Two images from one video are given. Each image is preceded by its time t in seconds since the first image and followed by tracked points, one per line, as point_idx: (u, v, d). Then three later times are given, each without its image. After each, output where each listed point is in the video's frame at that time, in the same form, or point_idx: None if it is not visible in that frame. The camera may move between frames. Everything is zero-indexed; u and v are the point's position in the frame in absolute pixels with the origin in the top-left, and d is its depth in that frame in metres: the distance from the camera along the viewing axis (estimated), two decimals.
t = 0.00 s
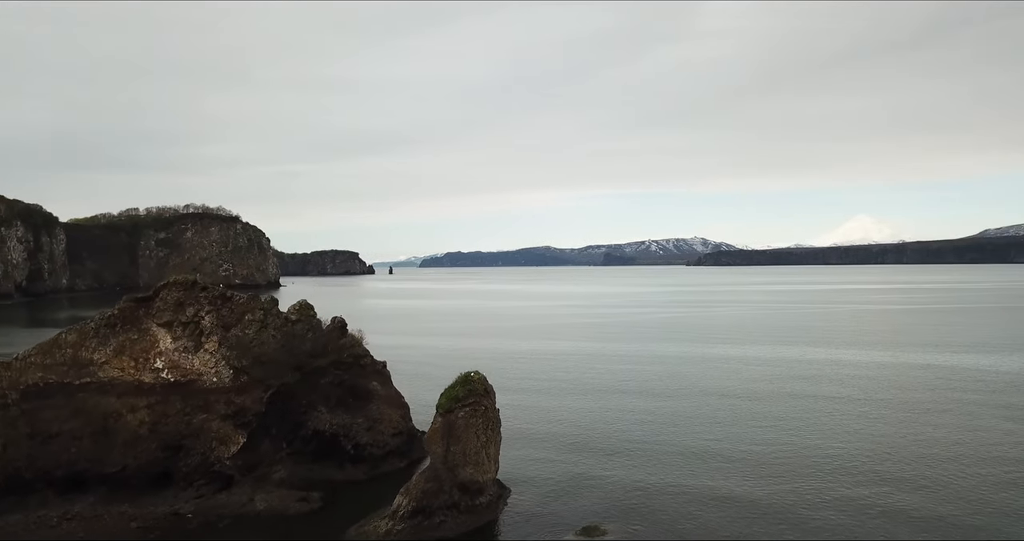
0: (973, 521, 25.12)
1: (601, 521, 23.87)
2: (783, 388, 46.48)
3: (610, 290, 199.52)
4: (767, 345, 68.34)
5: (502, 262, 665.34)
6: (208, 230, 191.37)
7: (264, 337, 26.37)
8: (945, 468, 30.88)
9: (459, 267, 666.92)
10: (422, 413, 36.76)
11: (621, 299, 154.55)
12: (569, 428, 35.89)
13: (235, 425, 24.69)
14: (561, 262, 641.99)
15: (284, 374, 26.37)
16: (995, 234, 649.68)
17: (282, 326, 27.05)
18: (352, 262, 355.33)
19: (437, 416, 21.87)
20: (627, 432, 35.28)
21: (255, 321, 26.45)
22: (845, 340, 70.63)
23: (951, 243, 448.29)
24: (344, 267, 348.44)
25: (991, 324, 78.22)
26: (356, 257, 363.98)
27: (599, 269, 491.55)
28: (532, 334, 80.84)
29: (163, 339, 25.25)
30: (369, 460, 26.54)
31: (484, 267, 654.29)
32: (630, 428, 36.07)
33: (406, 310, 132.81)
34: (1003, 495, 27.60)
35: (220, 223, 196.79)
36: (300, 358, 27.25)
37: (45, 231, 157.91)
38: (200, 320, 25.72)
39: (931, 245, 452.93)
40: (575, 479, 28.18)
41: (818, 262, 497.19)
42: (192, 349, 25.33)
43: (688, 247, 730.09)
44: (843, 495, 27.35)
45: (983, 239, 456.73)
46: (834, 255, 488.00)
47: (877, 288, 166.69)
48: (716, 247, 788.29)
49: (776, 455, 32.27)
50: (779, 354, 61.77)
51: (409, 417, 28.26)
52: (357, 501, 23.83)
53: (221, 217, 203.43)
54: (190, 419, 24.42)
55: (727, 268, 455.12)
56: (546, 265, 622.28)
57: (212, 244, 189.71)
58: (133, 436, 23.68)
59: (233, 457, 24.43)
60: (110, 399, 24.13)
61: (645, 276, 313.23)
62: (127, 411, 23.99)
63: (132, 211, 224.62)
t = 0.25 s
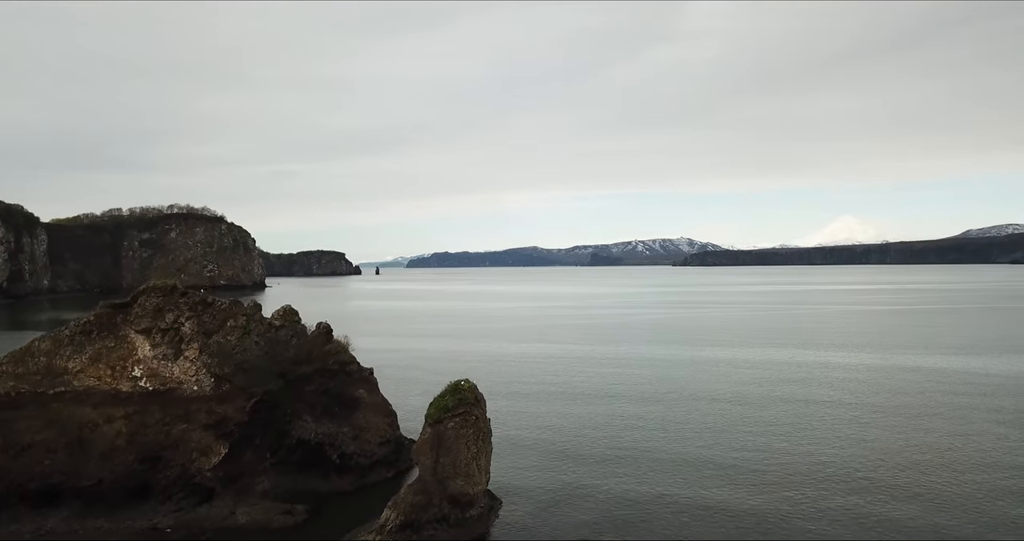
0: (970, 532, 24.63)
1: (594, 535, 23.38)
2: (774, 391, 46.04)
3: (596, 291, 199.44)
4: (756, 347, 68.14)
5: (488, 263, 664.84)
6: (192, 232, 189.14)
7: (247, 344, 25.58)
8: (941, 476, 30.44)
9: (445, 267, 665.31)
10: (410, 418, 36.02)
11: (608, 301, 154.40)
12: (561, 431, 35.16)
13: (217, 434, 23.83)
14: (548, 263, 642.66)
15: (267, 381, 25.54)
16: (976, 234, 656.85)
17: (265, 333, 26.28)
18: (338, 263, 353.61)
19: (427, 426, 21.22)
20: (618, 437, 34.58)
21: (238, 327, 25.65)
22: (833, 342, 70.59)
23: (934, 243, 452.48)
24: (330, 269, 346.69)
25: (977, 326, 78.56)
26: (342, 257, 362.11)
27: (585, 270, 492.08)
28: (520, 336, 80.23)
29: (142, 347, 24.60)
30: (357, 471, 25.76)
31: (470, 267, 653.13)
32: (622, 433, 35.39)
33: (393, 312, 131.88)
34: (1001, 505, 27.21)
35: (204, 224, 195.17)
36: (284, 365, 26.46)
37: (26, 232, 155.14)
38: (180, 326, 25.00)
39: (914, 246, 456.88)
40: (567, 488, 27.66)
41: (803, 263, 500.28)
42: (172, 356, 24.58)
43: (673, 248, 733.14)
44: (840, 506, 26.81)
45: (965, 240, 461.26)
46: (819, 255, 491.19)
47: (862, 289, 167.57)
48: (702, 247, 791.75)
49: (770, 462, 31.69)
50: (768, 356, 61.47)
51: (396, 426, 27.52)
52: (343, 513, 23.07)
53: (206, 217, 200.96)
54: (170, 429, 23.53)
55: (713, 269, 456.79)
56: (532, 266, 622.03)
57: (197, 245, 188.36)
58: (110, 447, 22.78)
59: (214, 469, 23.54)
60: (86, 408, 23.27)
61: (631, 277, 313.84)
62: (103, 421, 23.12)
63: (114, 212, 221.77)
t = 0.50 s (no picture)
0: None
1: None
2: (767, 396, 45.49)
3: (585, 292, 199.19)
4: (747, 349, 67.76)
5: (476, 263, 664.12)
6: (176, 233, 187.19)
7: (229, 351, 24.74)
8: (940, 484, 29.87)
9: (433, 267, 663.38)
10: (398, 424, 35.17)
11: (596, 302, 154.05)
12: (552, 439, 34.35)
13: (197, 445, 23.00)
14: (535, 263, 642.75)
15: (249, 390, 24.71)
16: (959, 234, 663.41)
17: (248, 339, 25.43)
18: (324, 264, 351.49)
19: (416, 438, 20.39)
20: (611, 445, 33.82)
21: (219, 334, 24.80)
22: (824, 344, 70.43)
23: (918, 244, 456.21)
24: (316, 269, 344.57)
25: (966, 327, 78.64)
26: (329, 257, 359.83)
27: (572, 270, 491.98)
28: (509, 339, 79.46)
29: (119, 354, 23.67)
30: (343, 481, 24.95)
31: (458, 268, 651.63)
32: (614, 440, 34.63)
33: (380, 313, 130.78)
34: (1001, 514, 26.70)
35: (189, 224, 193.05)
36: (268, 373, 25.58)
37: (7, 233, 152.66)
38: (159, 333, 24.12)
39: (899, 246, 460.30)
40: (558, 498, 27.08)
41: (789, 263, 502.82)
42: (150, 364, 23.70)
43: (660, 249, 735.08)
44: (838, 517, 26.19)
45: (949, 240, 465.13)
46: (804, 256, 493.85)
47: (849, 290, 168.24)
48: (689, 247, 794.71)
49: (766, 471, 31.02)
50: (759, 359, 61.06)
51: (384, 434, 26.71)
52: (328, 526, 22.28)
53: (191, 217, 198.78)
54: (148, 440, 22.66)
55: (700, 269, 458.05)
56: (520, 266, 621.88)
57: (181, 245, 186.27)
58: (84, 460, 21.92)
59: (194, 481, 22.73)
60: (60, 419, 22.43)
61: (619, 277, 314.08)
62: (78, 432, 22.25)
63: (97, 212, 219.07)
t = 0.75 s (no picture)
0: None
1: None
2: (759, 400, 44.86)
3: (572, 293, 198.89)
4: (736, 351, 67.46)
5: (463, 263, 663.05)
6: (160, 234, 185.33)
7: (209, 359, 24.01)
8: (937, 494, 29.28)
9: (419, 267, 661.20)
10: (385, 432, 34.31)
11: (584, 302, 153.65)
12: (542, 448, 33.40)
13: (176, 457, 22.16)
14: (522, 263, 642.75)
15: (231, 399, 23.89)
16: (941, 234, 670.28)
17: (229, 347, 24.74)
18: (310, 264, 349.39)
19: (404, 450, 19.82)
20: (602, 453, 33.01)
21: (200, 341, 24.10)
22: (813, 346, 70.27)
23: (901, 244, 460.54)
24: (302, 270, 342.41)
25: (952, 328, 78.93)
26: (315, 257, 357.72)
27: (559, 271, 492.02)
28: (497, 341, 78.73)
29: (94, 364, 22.81)
30: (328, 493, 24.12)
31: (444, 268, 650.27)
32: (605, 447, 33.79)
33: (366, 315, 129.70)
34: (999, 524, 26.20)
35: (172, 224, 190.65)
36: (250, 380, 24.80)
37: None
38: (136, 341, 23.29)
39: (883, 246, 463.96)
40: (550, 509, 26.41)
41: (774, 263, 505.50)
42: (128, 373, 22.85)
43: (647, 249, 737.11)
44: (834, 528, 25.57)
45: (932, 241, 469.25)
46: (790, 256, 496.72)
47: (835, 290, 168.91)
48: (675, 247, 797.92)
49: (760, 480, 30.33)
50: (750, 362, 60.63)
51: (370, 443, 25.89)
52: None
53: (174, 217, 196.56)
54: (124, 452, 21.77)
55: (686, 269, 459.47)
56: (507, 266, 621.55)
57: (165, 245, 184.18)
58: (57, 473, 21.06)
59: (172, 495, 21.88)
60: (32, 431, 21.50)
61: (606, 278, 314.58)
62: (51, 444, 21.35)
63: (79, 212, 216.20)
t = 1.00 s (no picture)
0: None
1: None
2: (748, 405, 44.34)
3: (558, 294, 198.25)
4: (725, 354, 67.06)
5: (448, 263, 661.05)
6: (144, 234, 183.28)
7: (189, 367, 23.34)
8: (933, 503, 28.78)
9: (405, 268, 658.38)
10: (370, 439, 33.45)
11: (570, 303, 152.97)
12: (532, 456, 32.56)
13: (155, 469, 21.39)
14: (508, 263, 641.73)
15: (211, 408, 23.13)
16: (922, 235, 678.02)
17: (209, 354, 24.14)
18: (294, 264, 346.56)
19: (392, 463, 19.20)
20: (593, 462, 32.21)
21: (179, 349, 23.38)
22: (800, 348, 70.11)
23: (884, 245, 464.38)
24: (286, 270, 339.68)
25: (937, 329, 79.20)
26: (300, 258, 354.98)
27: (545, 271, 491.34)
28: (484, 343, 77.83)
29: (68, 373, 21.88)
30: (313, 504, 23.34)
31: (430, 268, 648.02)
32: (596, 456, 33.01)
33: (351, 316, 128.36)
34: (997, 532, 25.81)
35: (156, 224, 188.87)
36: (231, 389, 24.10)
37: None
38: (113, 349, 22.49)
39: (866, 247, 467.56)
40: (543, 520, 25.75)
41: (759, 264, 507.80)
42: (104, 382, 21.99)
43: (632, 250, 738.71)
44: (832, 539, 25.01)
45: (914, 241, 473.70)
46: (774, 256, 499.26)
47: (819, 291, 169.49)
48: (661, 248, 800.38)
49: (754, 490, 29.65)
50: (739, 365, 60.15)
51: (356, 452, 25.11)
52: None
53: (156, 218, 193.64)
54: (100, 465, 20.92)
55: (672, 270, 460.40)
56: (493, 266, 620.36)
57: (149, 245, 182.47)
58: (30, 487, 20.19)
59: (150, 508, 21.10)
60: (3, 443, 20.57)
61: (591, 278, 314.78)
62: (22, 457, 20.43)
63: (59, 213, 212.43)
